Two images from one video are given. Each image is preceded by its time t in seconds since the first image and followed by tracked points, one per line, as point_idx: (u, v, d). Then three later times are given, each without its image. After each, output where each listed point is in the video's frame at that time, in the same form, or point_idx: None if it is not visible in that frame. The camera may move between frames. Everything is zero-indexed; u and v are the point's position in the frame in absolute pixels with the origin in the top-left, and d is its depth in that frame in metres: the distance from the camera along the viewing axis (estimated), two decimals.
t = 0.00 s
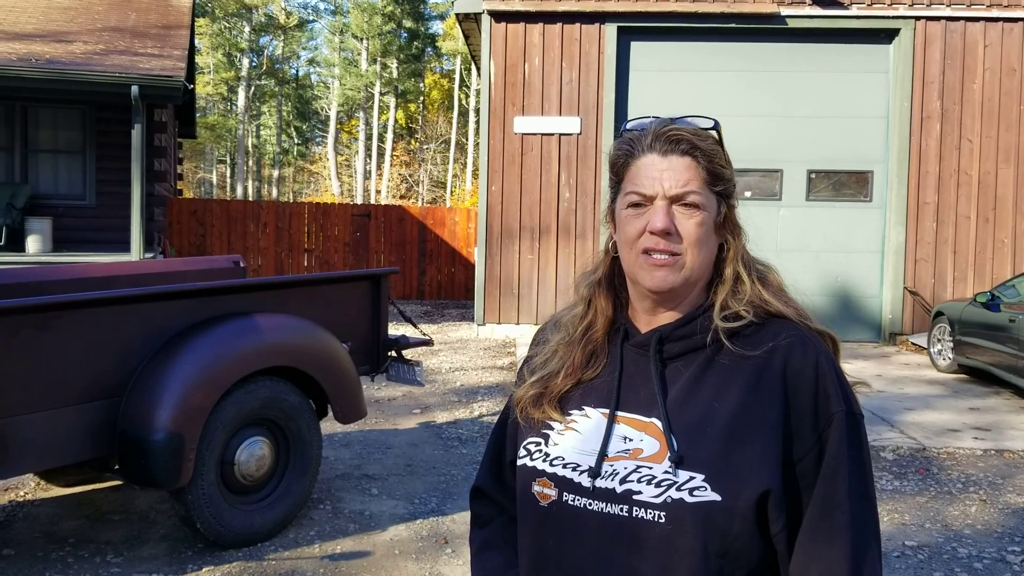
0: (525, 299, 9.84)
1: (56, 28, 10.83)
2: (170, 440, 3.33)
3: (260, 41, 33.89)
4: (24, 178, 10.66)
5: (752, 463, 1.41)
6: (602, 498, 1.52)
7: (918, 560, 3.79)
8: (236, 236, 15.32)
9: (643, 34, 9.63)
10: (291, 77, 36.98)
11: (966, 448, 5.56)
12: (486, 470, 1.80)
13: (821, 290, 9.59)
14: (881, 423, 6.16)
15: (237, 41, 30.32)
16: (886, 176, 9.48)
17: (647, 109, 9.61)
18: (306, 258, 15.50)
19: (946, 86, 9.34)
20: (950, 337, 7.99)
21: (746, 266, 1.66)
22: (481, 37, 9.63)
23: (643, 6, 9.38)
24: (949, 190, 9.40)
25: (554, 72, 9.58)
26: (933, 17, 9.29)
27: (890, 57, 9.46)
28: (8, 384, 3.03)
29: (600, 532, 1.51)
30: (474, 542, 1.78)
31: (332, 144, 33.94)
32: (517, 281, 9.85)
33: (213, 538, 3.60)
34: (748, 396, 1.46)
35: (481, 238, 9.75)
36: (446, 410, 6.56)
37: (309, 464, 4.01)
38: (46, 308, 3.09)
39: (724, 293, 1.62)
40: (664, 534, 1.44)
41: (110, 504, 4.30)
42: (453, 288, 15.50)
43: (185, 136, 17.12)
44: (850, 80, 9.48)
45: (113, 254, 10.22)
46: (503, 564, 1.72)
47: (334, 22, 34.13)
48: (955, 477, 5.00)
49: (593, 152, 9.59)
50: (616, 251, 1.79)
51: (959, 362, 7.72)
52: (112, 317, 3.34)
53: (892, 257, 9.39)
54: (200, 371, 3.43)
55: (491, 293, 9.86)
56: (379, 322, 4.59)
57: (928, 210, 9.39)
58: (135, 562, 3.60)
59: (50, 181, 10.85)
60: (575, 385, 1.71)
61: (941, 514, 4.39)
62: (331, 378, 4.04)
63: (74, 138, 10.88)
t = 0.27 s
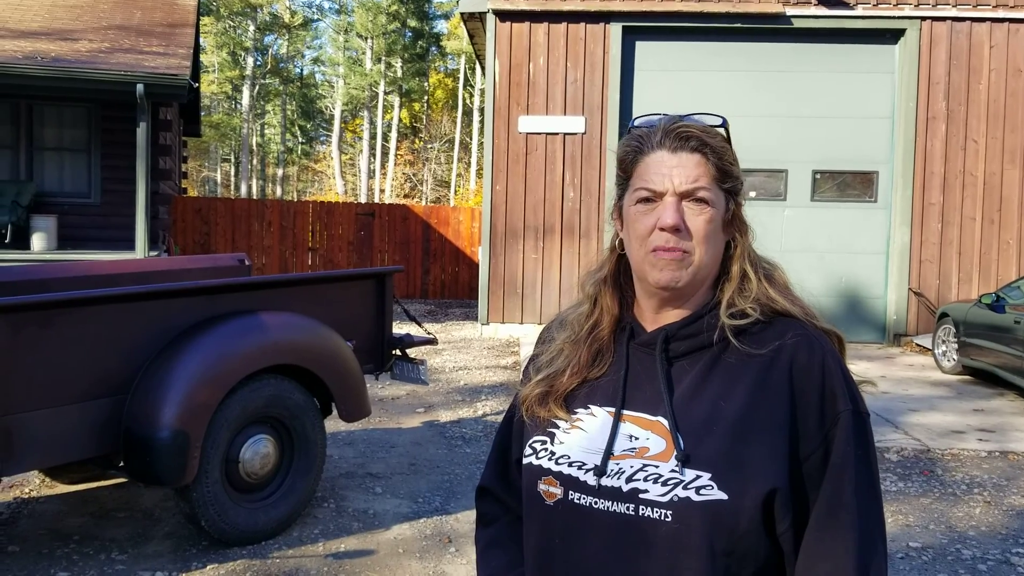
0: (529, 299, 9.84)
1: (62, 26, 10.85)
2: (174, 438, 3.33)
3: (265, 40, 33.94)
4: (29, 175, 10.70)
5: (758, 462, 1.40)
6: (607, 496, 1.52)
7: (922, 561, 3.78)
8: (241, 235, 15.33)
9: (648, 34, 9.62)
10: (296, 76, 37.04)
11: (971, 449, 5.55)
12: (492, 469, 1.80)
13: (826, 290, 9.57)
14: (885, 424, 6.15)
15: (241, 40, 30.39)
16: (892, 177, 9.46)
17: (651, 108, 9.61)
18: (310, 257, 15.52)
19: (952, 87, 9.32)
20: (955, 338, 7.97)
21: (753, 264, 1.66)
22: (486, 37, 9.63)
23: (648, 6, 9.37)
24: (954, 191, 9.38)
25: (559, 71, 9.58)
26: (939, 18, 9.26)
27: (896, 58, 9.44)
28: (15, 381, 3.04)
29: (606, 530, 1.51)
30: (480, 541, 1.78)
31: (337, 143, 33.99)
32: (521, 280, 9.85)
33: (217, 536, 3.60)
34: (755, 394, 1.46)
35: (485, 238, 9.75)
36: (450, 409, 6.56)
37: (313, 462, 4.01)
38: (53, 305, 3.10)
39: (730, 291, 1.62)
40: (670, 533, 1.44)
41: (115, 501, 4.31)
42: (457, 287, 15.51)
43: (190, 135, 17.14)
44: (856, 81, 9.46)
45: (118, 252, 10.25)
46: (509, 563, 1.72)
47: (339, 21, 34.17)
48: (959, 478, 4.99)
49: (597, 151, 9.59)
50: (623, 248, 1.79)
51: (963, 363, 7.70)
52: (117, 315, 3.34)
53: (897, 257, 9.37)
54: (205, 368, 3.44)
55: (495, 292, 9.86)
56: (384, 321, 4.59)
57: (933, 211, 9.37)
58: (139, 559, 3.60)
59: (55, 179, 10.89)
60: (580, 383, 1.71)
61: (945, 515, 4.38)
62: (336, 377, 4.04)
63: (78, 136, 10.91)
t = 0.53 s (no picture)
0: (529, 299, 9.84)
1: (62, 25, 10.85)
2: (175, 437, 3.33)
3: (265, 39, 33.92)
4: (29, 175, 10.71)
5: (758, 461, 1.40)
6: (608, 496, 1.52)
7: (923, 562, 3.78)
8: (240, 234, 15.33)
9: (648, 35, 9.62)
10: (296, 75, 37.04)
11: (971, 450, 5.54)
12: (493, 470, 1.80)
13: (826, 291, 9.57)
14: (885, 424, 6.15)
15: (241, 40, 30.40)
16: (892, 178, 9.46)
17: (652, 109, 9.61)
18: (310, 257, 15.52)
19: (952, 88, 9.32)
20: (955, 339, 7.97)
21: (754, 262, 1.66)
22: (487, 36, 9.63)
23: (648, 7, 9.37)
24: (954, 192, 9.38)
25: (560, 71, 9.58)
26: (939, 19, 9.26)
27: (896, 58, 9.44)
28: (16, 381, 3.03)
29: (606, 530, 1.51)
30: (482, 542, 1.78)
31: (337, 143, 33.99)
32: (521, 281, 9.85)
33: (217, 536, 3.60)
34: (755, 393, 1.46)
35: (485, 238, 9.74)
36: (450, 409, 6.56)
37: (313, 461, 4.01)
38: (54, 305, 3.10)
39: (731, 289, 1.62)
40: (670, 532, 1.44)
41: (115, 501, 4.31)
42: (456, 287, 15.51)
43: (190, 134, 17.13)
44: (856, 82, 9.46)
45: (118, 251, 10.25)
46: (510, 563, 1.72)
47: (339, 20, 34.17)
48: (960, 479, 4.99)
49: (598, 152, 9.59)
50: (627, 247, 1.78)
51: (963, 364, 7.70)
52: (118, 315, 3.34)
53: (897, 258, 9.37)
54: (205, 368, 3.43)
55: (495, 292, 9.86)
56: (384, 320, 4.58)
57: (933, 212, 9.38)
58: (140, 559, 3.60)
59: (55, 178, 10.89)
60: (581, 384, 1.71)
61: (946, 516, 4.38)
62: (336, 376, 4.04)
63: (79, 135, 10.91)
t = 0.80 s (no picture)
0: (530, 298, 9.84)
1: (64, 25, 10.86)
2: (177, 436, 3.34)
3: (267, 39, 33.91)
4: (31, 174, 10.72)
5: (757, 460, 1.40)
6: (606, 496, 1.52)
7: (924, 562, 3.78)
8: (242, 234, 15.34)
9: (650, 35, 9.61)
10: (297, 75, 37.05)
11: (972, 450, 5.54)
12: (492, 470, 1.80)
13: (827, 291, 9.57)
14: (886, 424, 6.15)
15: (243, 39, 30.41)
16: (893, 177, 9.46)
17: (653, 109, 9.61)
18: (312, 256, 15.53)
19: (953, 89, 9.31)
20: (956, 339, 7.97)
21: (754, 262, 1.66)
22: (488, 36, 9.63)
23: (650, 6, 9.37)
24: (956, 192, 9.38)
25: (561, 71, 9.58)
26: (940, 19, 9.26)
27: (898, 58, 9.44)
28: (19, 379, 3.04)
29: (604, 529, 1.51)
30: (481, 542, 1.78)
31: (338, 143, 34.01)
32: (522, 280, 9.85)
33: (219, 535, 3.60)
34: (754, 392, 1.46)
35: (486, 237, 9.75)
36: (451, 409, 6.57)
37: (314, 460, 4.01)
38: (56, 304, 3.10)
39: (730, 288, 1.62)
40: (668, 532, 1.44)
41: (116, 499, 4.31)
42: (457, 286, 15.52)
43: (191, 134, 17.14)
44: (858, 82, 9.46)
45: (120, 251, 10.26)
46: (510, 562, 1.72)
47: (341, 20, 34.18)
48: (960, 479, 4.99)
49: (599, 152, 9.59)
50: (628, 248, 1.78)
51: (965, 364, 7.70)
52: (119, 314, 3.35)
53: (898, 258, 9.37)
54: (207, 367, 3.44)
55: (495, 291, 9.86)
56: (385, 320, 4.59)
57: (935, 212, 9.37)
58: (141, 557, 3.61)
59: (57, 177, 10.90)
60: (580, 385, 1.71)
61: (946, 516, 4.38)
62: (336, 375, 4.04)
63: (80, 135, 10.91)
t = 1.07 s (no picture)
0: (529, 297, 9.84)
1: (63, 22, 10.84)
2: (174, 433, 3.33)
3: (266, 36, 33.87)
4: (30, 171, 10.71)
5: (752, 458, 1.40)
6: (601, 494, 1.52)
7: (922, 561, 3.79)
8: (241, 231, 15.33)
9: (649, 33, 9.61)
10: (297, 73, 37.01)
11: (970, 449, 5.55)
12: (489, 467, 1.80)
13: (826, 289, 9.58)
14: (885, 423, 6.16)
15: (242, 37, 30.36)
16: (892, 176, 9.46)
17: (652, 107, 9.60)
18: (311, 254, 15.53)
19: (953, 87, 9.32)
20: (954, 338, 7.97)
21: (748, 258, 1.66)
22: (488, 34, 9.63)
23: (649, 4, 9.37)
24: (955, 191, 9.38)
25: (560, 69, 9.57)
26: (940, 18, 9.26)
27: (897, 57, 9.44)
28: (16, 376, 3.03)
29: (599, 527, 1.52)
30: (478, 539, 1.78)
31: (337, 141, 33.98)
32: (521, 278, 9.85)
33: (217, 532, 3.60)
34: (748, 390, 1.46)
35: (486, 235, 9.75)
36: (450, 406, 6.57)
37: (313, 458, 4.02)
38: (53, 301, 3.10)
39: (725, 285, 1.62)
40: (663, 529, 1.44)
41: (115, 496, 4.32)
42: (457, 284, 15.52)
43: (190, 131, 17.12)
44: (857, 80, 9.46)
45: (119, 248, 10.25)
46: (506, 560, 1.72)
47: (341, 17, 34.13)
48: (959, 478, 4.99)
49: (598, 150, 9.59)
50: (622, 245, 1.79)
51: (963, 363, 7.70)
52: (118, 311, 3.35)
53: (897, 256, 9.37)
54: (204, 365, 3.43)
55: (494, 289, 9.86)
56: (384, 317, 4.58)
57: (934, 210, 9.37)
58: (139, 554, 3.61)
59: (56, 174, 10.89)
60: (575, 382, 1.71)
61: (945, 515, 4.38)
62: (335, 372, 4.04)
63: (79, 132, 10.90)
